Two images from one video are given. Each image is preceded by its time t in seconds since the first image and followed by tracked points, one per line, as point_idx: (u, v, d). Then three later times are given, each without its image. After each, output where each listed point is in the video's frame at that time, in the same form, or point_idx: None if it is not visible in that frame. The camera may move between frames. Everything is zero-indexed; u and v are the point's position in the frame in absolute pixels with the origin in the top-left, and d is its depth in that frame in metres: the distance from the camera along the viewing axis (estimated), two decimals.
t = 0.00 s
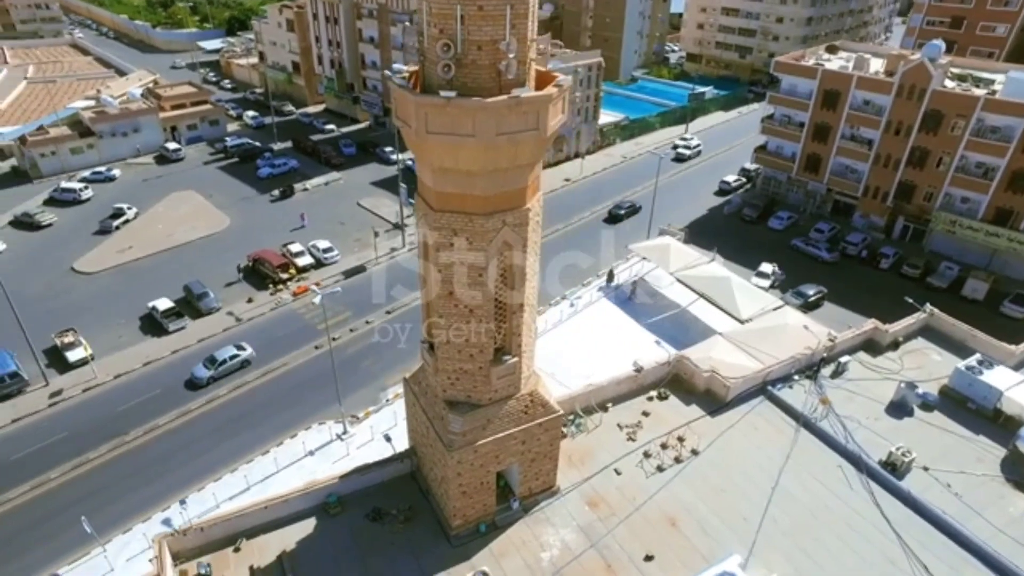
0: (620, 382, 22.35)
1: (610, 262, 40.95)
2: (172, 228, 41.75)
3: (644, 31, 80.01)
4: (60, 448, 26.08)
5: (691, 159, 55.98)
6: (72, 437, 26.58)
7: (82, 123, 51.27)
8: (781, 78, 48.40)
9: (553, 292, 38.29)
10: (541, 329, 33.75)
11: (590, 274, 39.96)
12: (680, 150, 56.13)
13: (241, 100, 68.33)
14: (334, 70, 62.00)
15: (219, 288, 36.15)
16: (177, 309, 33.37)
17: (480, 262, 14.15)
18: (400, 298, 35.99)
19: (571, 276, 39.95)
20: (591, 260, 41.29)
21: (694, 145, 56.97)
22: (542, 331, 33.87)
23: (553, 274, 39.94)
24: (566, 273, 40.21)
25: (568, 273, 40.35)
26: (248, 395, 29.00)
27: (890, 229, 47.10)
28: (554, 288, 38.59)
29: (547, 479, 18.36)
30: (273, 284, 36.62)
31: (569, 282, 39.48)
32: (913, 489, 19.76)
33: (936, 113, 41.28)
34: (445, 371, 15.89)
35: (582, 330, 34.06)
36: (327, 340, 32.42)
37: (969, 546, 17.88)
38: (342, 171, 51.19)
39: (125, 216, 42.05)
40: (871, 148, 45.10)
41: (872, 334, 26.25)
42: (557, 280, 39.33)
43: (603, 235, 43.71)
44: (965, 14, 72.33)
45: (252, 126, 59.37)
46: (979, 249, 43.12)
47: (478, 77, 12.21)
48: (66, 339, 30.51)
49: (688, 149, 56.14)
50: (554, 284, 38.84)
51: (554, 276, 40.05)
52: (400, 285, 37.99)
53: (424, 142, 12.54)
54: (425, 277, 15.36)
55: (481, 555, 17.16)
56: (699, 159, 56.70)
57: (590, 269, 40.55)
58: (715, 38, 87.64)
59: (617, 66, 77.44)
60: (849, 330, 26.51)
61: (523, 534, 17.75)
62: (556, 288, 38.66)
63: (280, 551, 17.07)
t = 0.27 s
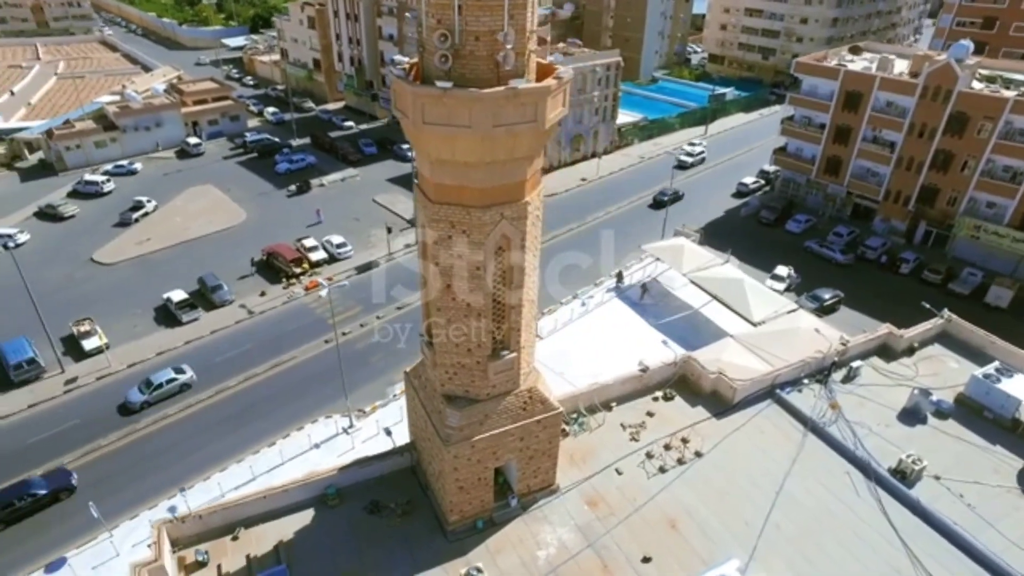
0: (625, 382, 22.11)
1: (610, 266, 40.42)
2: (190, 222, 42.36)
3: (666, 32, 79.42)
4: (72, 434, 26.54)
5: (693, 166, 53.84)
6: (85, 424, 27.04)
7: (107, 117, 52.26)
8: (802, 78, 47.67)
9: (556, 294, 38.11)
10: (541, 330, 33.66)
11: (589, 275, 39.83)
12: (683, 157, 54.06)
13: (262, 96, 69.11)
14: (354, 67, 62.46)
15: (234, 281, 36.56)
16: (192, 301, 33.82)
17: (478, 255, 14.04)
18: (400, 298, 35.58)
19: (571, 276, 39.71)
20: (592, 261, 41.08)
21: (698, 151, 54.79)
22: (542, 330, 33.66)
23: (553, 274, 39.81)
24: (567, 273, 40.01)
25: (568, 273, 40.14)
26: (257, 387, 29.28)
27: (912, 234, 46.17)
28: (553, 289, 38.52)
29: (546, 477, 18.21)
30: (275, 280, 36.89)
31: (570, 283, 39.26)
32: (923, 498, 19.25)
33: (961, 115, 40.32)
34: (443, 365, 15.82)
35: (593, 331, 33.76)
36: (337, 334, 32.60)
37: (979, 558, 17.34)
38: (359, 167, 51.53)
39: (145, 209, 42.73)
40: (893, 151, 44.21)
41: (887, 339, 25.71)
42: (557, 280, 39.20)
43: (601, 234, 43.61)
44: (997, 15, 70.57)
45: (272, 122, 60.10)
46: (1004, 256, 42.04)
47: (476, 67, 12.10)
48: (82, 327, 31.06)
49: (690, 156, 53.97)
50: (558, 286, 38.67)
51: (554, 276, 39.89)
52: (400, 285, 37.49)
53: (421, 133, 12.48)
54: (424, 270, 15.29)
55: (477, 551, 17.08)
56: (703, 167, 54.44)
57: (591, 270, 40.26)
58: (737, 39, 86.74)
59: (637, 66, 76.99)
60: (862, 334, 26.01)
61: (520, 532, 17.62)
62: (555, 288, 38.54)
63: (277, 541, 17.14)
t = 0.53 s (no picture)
0: (626, 381, 21.93)
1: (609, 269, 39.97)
2: (202, 216, 42.79)
3: (682, 32, 78.88)
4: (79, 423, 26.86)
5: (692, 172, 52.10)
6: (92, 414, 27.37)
7: (124, 113, 52.94)
8: (817, 79, 47.09)
9: (558, 296, 37.90)
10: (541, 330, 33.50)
11: (588, 275, 39.50)
12: (681, 162, 52.33)
13: (277, 93, 69.64)
14: (368, 65, 62.72)
15: (243, 275, 36.85)
16: (200, 294, 34.15)
17: (472, 248, 13.99)
18: (400, 298, 35.34)
19: (571, 278, 39.42)
20: (591, 261, 40.83)
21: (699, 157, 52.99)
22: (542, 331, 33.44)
23: (552, 275, 39.60)
24: (566, 274, 39.72)
25: (568, 273, 39.90)
26: (262, 380, 29.47)
27: (927, 238, 45.43)
28: (552, 289, 38.35)
29: (543, 474, 18.11)
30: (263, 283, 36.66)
31: (570, 283, 38.97)
32: (928, 505, 18.86)
33: (980, 117, 39.58)
34: (438, 359, 15.77)
35: (600, 330, 33.50)
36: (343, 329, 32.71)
37: (984, 566, 16.94)
38: (371, 164, 51.73)
39: (159, 203, 43.25)
40: (910, 153, 43.52)
41: (896, 342, 25.30)
42: (556, 281, 38.97)
43: (602, 235, 43.26)
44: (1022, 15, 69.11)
45: (286, 119, 60.55)
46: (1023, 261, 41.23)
47: (470, 59, 12.01)
48: (93, 319, 31.46)
49: (689, 161, 52.20)
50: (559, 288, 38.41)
51: (553, 277, 39.67)
52: (400, 286, 37.23)
53: (415, 124, 12.43)
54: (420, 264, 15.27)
55: (471, 547, 17.03)
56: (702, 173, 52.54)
57: (590, 271, 39.92)
58: (754, 40, 85.93)
59: (652, 66, 76.57)
60: (871, 338, 25.64)
61: (515, 529, 17.53)
62: (555, 289, 38.36)
63: (271, 532, 17.20)
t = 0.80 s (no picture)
0: (628, 381, 21.72)
1: (609, 271, 39.48)
2: (216, 211, 43.27)
3: (700, 32, 78.24)
4: (88, 412, 27.24)
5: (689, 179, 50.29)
6: (102, 403, 27.77)
7: (144, 108, 53.74)
8: (835, 80, 46.41)
9: (559, 296, 37.50)
10: (539, 330, 33.26)
11: (585, 275, 39.12)
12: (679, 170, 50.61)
13: (295, 91, 70.21)
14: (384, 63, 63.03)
15: (253, 270, 37.16)
16: (211, 287, 34.52)
17: (466, 242, 13.91)
18: (401, 298, 35.22)
19: (571, 278, 38.99)
20: (592, 260, 40.50)
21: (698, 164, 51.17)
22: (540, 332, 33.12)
23: (552, 275, 39.19)
24: (566, 274, 39.34)
25: (569, 273, 39.56)
26: (269, 374, 29.68)
27: (946, 243, 44.55)
28: (551, 290, 38.03)
29: (539, 472, 17.97)
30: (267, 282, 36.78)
31: (570, 284, 38.54)
32: (934, 514, 18.41)
33: (1003, 120, 38.71)
34: (434, 353, 15.71)
35: (610, 330, 33.24)
36: (350, 325, 32.85)
37: None
38: (384, 162, 51.96)
39: (174, 197, 43.79)
40: (929, 156, 42.72)
41: (907, 348, 24.77)
42: (556, 282, 38.56)
43: (603, 238, 42.69)
44: None
45: (303, 116, 61.06)
46: None
47: (464, 52, 11.92)
48: (105, 309, 31.93)
49: (688, 169, 50.47)
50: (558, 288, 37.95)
51: (553, 277, 39.26)
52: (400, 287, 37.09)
53: (408, 117, 12.39)
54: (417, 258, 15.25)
55: (464, 544, 16.96)
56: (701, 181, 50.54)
57: (589, 271, 39.51)
58: (774, 41, 85.00)
59: (670, 66, 76.06)
60: (881, 342, 25.18)
61: (509, 527, 17.43)
62: (555, 288, 38.03)
63: (267, 523, 17.27)
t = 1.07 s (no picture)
0: (633, 382, 21.47)
1: (609, 271, 39.20)
2: (232, 207, 43.73)
3: (720, 33, 77.51)
4: (99, 403, 27.62)
5: (689, 185, 48.96)
6: (113, 393, 28.15)
7: (164, 105, 54.49)
8: (856, 82, 45.67)
9: (562, 297, 37.19)
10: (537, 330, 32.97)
11: (581, 276, 38.94)
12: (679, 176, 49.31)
13: (313, 89, 70.71)
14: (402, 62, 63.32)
15: (267, 265, 37.46)
16: (224, 282, 34.88)
17: (465, 239, 13.82)
18: (399, 299, 34.91)
19: (571, 279, 38.63)
20: (591, 261, 40.29)
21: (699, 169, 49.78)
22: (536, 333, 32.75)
23: (553, 276, 38.81)
24: (566, 274, 39.05)
25: (572, 273, 39.28)
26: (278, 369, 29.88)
27: (968, 249, 43.62)
28: (552, 290, 37.77)
29: (540, 472, 17.83)
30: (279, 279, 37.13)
31: (570, 284, 38.22)
32: (944, 526, 17.93)
33: None
34: (433, 351, 15.63)
35: (621, 330, 32.98)
36: (360, 321, 32.97)
37: None
38: (399, 160, 52.15)
39: (191, 192, 44.32)
40: (952, 160, 41.85)
41: (922, 355, 24.22)
42: (556, 282, 38.21)
43: (602, 242, 42.02)
44: None
45: (320, 114, 61.52)
46: None
47: (463, 46, 11.85)
48: (120, 302, 32.39)
49: (688, 175, 49.15)
50: (551, 290, 37.60)
51: (554, 278, 38.90)
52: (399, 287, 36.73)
53: (406, 112, 12.34)
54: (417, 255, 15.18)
55: (462, 543, 16.86)
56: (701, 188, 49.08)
57: (589, 272, 39.23)
58: (796, 43, 83.97)
59: (689, 67, 75.45)
60: (895, 349, 24.69)
61: (508, 526, 17.31)
62: (557, 288, 37.91)
63: (266, 516, 17.34)
